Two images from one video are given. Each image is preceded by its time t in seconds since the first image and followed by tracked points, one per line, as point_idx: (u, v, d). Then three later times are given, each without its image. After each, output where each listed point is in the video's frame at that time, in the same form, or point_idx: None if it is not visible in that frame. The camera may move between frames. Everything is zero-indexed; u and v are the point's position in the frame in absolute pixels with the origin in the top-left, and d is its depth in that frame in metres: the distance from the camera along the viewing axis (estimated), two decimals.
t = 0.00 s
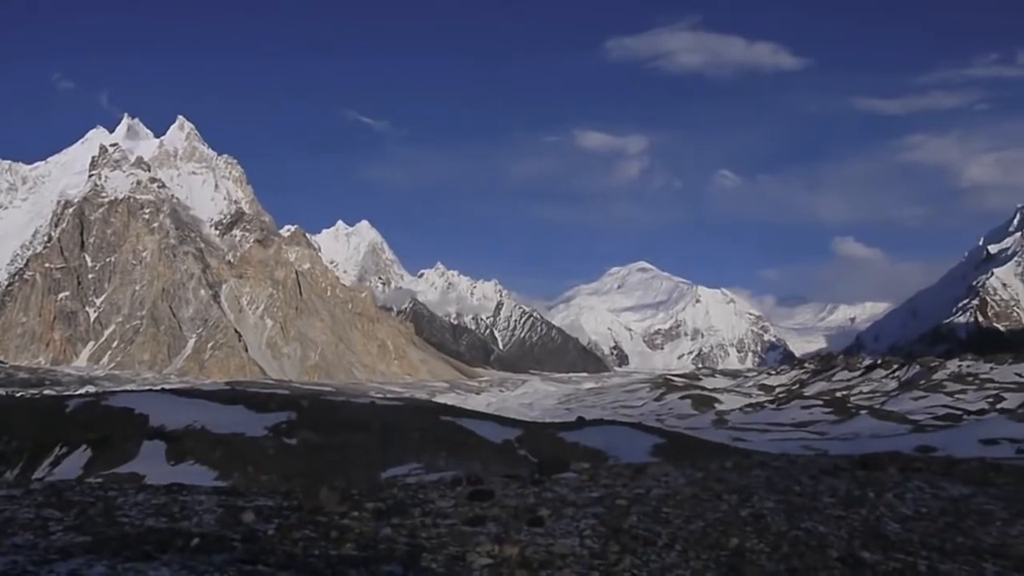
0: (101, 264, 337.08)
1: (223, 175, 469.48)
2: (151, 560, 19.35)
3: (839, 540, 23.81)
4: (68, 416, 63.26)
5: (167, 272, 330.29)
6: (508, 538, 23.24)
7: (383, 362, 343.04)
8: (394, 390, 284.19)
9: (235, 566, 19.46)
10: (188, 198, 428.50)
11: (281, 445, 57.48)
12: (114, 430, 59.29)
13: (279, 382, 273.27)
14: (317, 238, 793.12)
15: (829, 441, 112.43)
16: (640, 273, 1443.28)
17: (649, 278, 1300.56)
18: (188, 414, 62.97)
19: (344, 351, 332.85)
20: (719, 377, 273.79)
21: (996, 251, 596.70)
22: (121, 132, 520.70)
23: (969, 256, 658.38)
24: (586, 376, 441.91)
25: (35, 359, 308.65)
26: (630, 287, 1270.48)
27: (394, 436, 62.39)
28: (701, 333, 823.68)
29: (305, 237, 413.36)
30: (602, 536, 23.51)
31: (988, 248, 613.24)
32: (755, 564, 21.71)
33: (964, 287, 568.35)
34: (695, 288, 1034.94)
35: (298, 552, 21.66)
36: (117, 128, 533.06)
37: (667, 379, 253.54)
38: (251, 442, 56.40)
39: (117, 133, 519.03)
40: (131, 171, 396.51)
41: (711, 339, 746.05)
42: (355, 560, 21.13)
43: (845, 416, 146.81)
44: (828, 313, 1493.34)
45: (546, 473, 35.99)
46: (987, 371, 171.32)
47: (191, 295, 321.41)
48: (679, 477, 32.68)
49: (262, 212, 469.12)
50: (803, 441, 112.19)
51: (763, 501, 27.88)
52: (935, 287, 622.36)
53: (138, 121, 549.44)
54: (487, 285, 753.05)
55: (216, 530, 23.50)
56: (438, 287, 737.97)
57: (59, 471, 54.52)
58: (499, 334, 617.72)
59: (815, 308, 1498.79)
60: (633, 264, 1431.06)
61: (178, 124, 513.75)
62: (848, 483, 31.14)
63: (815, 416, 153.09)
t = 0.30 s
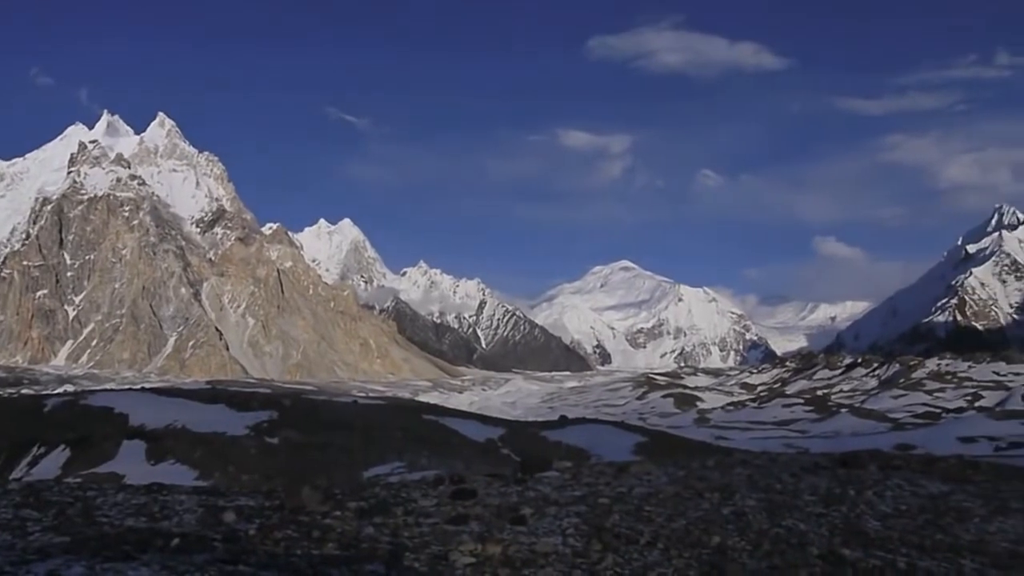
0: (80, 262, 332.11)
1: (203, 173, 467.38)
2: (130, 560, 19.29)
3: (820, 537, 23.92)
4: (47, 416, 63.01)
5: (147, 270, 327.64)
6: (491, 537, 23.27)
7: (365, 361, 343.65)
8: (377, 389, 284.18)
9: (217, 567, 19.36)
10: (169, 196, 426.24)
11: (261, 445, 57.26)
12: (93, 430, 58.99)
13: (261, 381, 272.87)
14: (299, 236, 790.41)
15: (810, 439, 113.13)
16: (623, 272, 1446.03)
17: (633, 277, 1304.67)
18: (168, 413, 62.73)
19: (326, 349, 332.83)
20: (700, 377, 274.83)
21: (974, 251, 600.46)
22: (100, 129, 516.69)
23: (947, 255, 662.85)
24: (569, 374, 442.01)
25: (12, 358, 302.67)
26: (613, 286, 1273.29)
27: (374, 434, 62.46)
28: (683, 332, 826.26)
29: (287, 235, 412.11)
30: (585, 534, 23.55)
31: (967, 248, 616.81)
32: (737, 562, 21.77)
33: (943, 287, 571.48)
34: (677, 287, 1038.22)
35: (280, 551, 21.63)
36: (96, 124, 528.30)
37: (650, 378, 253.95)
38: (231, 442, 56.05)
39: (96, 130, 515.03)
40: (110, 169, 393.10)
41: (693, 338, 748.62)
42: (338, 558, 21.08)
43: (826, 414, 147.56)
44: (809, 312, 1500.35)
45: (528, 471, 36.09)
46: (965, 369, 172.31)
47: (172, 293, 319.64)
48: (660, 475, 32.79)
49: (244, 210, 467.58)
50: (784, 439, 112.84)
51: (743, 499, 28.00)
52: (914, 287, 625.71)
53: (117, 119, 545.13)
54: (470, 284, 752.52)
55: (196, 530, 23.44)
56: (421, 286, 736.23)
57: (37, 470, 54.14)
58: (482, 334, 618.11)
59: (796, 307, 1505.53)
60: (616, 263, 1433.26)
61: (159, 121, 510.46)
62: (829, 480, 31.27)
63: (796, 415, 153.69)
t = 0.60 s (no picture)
0: (65, 262, 329.52)
1: (190, 172, 465.37)
2: (116, 561, 19.25)
3: (807, 536, 23.99)
4: (33, 417, 62.69)
5: (133, 269, 326.01)
6: (479, 536, 23.25)
7: (353, 361, 344.32)
8: (365, 389, 284.06)
9: (203, 568, 19.37)
10: (155, 195, 424.27)
11: (249, 445, 57.01)
12: (80, 431, 58.72)
13: (248, 381, 272.42)
14: (287, 236, 788.14)
15: (797, 438, 113.45)
16: (611, 271, 1447.50)
17: (621, 277, 1305.18)
18: (154, 414, 62.44)
19: (314, 350, 332.67)
20: (688, 377, 275.27)
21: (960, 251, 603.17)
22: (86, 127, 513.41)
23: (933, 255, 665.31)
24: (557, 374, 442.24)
25: None
26: (601, 286, 1274.57)
27: (362, 434, 62.38)
28: (671, 332, 827.45)
29: (275, 235, 411.00)
30: (573, 534, 23.56)
31: (952, 248, 619.57)
32: (723, 562, 21.83)
33: (928, 287, 574.14)
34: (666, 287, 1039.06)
35: (267, 552, 21.59)
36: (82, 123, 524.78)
37: (637, 378, 254.52)
38: (219, 442, 55.82)
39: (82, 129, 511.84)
40: (96, 167, 390.69)
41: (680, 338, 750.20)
42: (325, 559, 21.04)
43: (813, 414, 147.93)
44: (797, 311, 1504.84)
45: (516, 472, 36.01)
46: (951, 368, 173.05)
47: (158, 293, 318.43)
48: (648, 475, 32.78)
49: (231, 209, 465.88)
50: (771, 439, 113.13)
51: (732, 498, 28.10)
52: (900, 287, 628.26)
53: (103, 117, 541.76)
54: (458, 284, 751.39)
55: (184, 531, 23.38)
56: (409, 286, 735.73)
57: (22, 471, 53.86)
58: (470, 334, 617.74)
59: (785, 307, 1510.53)
60: (604, 263, 1434.95)
61: (145, 120, 507.68)
62: (815, 480, 31.35)
63: (784, 414, 154.02)
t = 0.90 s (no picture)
0: (51, 262, 327.09)
1: (177, 171, 462.82)
2: (105, 563, 19.09)
3: (795, 534, 23.96)
4: (19, 418, 62.37)
5: (119, 269, 324.33)
6: (468, 538, 23.21)
7: (341, 361, 344.89)
8: (352, 389, 283.60)
9: (191, 569, 19.34)
10: (142, 195, 422.23)
11: (237, 446, 56.84)
12: (66, 432, 58.52)
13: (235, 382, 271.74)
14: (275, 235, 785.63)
15: (783, 438, 113.70)
16: (599, 271, 1448.66)
17: (609, 277, 1306.13)
18: (141, 415, 62.22)
19: (302, 350, 332.43)
20: (676, 376, 275.54)
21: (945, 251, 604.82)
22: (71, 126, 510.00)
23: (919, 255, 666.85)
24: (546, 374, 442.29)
25: None
26: (590, 286, 1275.73)
27: (349, 435, 62.31)
28: (660, 332, 828.39)
29: (262, 235, 409.83)
30: (560, 535, 23.54)
31: (939, 248, 621.15)
32: (711, 561, 21.87)
33: (915, 286, 575.12)
34: (654, 286, 1040.10)
35: (256, 553, 21.52)
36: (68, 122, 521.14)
37: (626, 378, 254.41)
38: (206, 443, 55.63)
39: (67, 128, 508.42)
40: (82, 167, 388.08)
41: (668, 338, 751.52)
42: (314, 560, 21.00)
43: (800, 414, 148.25)
44: (785, 310, 1509.21)
45: (504, 472, 35.97)
46: (937, 368, 173.70)
47: (145, 293, 317.18)
48: (637, 475, 32.81)
49: (218, 209, 463.86)
50: (758, 438, 113.27)
51: (719, 497, 28.12)
52: (886, 286, 629.79)
53: (89, 116, 538.14)
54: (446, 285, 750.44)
55: (171, 532, 23.31)
56: (397, 286, 734.42)
57: (8, 472, 53.65)
58: (458, 334, 617.20)
59: (772, 306, 1514.34)
60: (592, 262, 1434.10)
61: (132, 119, 504.78)
62: (802, 479, 31.39)
63: (771, 414, 154.33)
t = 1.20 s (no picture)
0: (36, 262, 324.71)
1: (164, 172, 460.59)
2: (88, 567, 18.95)
3: (781, 536, 24.01)
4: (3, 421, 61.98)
5: (105, 270, 322.50)
6: (453, 540, 23.18)
7: (328, 363, 345.36)
8: (339, 391, 283.15)
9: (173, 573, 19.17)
10: (128, 195, 420.14)
11: (223, 448, 56.63)
12: (51, 434, 58.20)
13: (222, 384, 270.93)
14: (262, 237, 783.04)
15: (771, 439, 113.85)
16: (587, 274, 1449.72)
17: (597, 279, 1307.47)
18: (127, 416, 62.03)
19: (288, 352, 332.17)
20: (664, 378, 275.60)
21: (930, 255, 607.51)
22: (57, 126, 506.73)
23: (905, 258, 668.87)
24: (534, 376, 442.11)
25: None
26: (578, 287, 1277.37)
27: (337, 437, 62.09)
28: (647, 334, 829.09)
29: (250, 236, 408.80)
30: (549, 536, 23.50)
31: (924, 252, 623.39)
32: (697, 561, 21.86)
33: (900, 290, 577.43)
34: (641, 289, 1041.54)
35: (241, 555, 21.46)
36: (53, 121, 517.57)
37: (613, 380, 254.73)
38: (192, 445, 55.34)
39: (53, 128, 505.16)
40: (68, 166, 385.68)
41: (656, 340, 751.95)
42: (300, 563, 20.92)
43: (786, 416, 148.54)
44: (771, 314, 1514.26)
45: (492, 473, 35.94)
46: (922, 370, 174.41)
47: (131, 295, 315.74)
48: (623, 477, 32.80)
49: (205, 209, 461.89)
50: (746, 440, 113.52)
51: (706, 499, 28.12)
52: (872, 290, 632.22)
53: (75, 116, 534.61)
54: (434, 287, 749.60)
55: (155, 535, 23.17)
56: (384, 288, 733.31)
57: None
58: (446, 336, 616.51)
59: (759, 309, 1519.51)
60: (580, 266, 1435.36)
61: (118, 119, 501.76)
62: (789, 481, 31.40)
63: (757, 416, 154.70)
